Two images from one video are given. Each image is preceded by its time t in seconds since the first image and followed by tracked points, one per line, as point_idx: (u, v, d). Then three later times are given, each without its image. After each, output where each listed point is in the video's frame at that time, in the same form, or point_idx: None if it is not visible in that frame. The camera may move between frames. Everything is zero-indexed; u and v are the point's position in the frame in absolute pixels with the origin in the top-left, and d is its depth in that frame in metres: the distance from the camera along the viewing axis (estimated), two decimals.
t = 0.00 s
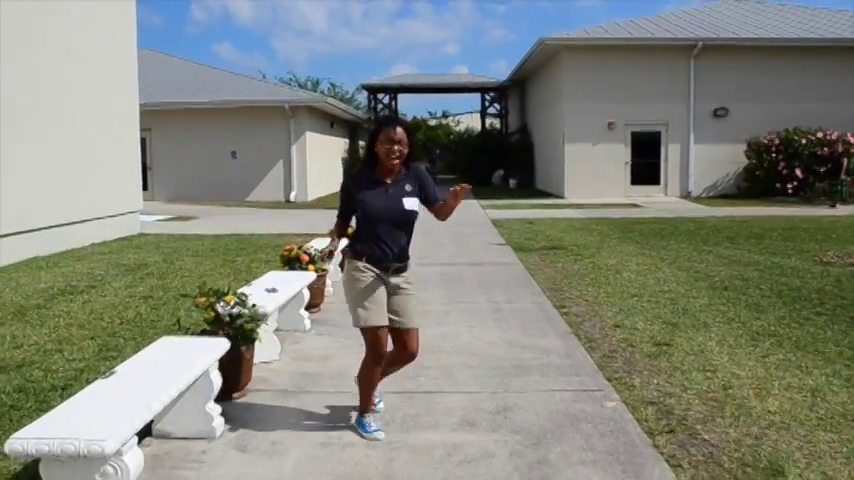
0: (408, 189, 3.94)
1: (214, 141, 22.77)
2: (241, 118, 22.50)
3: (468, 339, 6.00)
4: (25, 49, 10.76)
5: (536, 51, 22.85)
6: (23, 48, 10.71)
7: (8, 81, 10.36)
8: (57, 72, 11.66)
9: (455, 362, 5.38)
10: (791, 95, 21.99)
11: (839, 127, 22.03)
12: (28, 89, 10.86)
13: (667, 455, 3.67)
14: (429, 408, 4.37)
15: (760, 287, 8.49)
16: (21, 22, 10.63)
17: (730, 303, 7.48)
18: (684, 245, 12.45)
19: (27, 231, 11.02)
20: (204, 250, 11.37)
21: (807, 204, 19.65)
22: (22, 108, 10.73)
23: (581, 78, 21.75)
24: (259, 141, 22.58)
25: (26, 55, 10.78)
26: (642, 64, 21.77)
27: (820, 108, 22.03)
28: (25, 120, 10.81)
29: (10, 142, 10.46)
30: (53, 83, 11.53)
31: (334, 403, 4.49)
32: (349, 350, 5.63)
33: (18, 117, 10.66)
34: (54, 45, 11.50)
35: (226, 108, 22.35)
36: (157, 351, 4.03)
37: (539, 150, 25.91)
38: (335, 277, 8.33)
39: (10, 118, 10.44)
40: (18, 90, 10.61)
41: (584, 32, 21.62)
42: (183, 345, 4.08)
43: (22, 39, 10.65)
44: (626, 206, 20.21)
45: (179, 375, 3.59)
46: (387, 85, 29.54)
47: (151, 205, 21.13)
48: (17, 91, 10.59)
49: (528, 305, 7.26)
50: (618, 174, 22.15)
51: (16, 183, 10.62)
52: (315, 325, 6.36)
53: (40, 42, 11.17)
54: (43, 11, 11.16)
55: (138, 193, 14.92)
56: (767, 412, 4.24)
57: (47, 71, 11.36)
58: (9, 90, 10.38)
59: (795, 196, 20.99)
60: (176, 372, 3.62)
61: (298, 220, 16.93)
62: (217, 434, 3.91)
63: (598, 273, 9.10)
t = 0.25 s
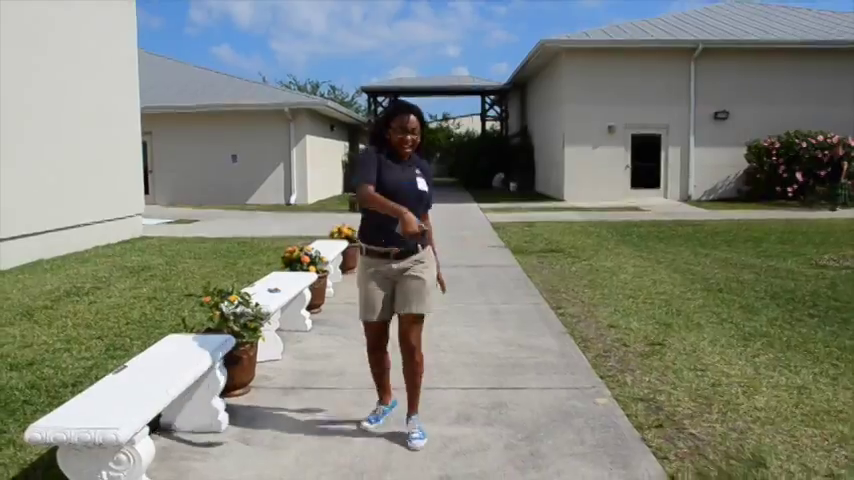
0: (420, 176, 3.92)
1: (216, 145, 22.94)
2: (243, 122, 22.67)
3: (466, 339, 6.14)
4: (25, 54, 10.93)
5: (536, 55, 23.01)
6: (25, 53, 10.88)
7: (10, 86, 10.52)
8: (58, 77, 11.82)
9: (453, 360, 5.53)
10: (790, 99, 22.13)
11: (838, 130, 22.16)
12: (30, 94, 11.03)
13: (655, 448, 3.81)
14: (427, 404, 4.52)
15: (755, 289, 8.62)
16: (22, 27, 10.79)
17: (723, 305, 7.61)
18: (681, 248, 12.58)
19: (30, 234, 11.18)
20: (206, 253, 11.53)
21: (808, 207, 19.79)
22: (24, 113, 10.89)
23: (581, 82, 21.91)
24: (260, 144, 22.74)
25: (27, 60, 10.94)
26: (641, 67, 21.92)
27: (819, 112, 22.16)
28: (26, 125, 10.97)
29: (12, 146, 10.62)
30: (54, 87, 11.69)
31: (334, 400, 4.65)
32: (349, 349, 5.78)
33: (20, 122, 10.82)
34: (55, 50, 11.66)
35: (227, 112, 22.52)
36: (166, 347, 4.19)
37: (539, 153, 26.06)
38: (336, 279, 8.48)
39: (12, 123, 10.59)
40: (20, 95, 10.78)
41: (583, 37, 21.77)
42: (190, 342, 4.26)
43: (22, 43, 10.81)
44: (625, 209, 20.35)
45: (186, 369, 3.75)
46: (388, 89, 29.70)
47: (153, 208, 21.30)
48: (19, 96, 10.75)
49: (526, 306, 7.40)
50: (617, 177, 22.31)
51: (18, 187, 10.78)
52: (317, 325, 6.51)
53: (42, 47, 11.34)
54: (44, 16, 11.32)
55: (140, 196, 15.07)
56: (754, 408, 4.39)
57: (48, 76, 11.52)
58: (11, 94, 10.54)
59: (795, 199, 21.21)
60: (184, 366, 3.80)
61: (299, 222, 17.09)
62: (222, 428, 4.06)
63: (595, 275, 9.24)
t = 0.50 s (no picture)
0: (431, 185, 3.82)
1: (214, 148, 23.04)
2: (241, 125, 22.79)
3: (463, 339, 6.26)
4: (26, 58, 11.05)
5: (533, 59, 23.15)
6: (25, 57, 11.00)
7: (10, 90, 10.64)
8: (58, 81, 11.94)
9: (449, 360, 5.65)
10: (785, 102, 22.30)
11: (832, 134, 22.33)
12: (30, 98, 11.15)
13: (645, 443, 3.94)
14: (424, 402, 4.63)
15: (747, 291, 8.76)
16: (23, 31, 10.91)
17: (716, 306, 7.74)
18: (676, 250, 12.71)
19: (30, 237, 11.30)
20: (205, 255, 11.63)
21: (803, 210, 19.90)
22: (24, 117, 11.01)
23: (577, 85, 22.05)
24: (258, 148, 22.86)
25: (27, 64, 11.06)
26: (637, 71, 22.08)
27: (814, 115, 22.32)
28: (26, 128, 11.08)
29: (12, 149, 10.74)
30: (55, 91, 11.81)
31: (333, 399, 4.76)
32: (348, 350, 5.90)
33: (20, 125, 10.94)
34: (55, 54, 11.78)
35: (226, 115, 22.64)
36: (171, 346, 4.30)
37: (536, 156, 26.20)
38: (335, 282, 8.59)
39: (12, 126, 10.71)
40: (20, 98, 10.90)
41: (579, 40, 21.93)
42: (196, 340, 4.38)
43: (22, 47, 10.92)
44: (621, 212, 20.49)
45: (192, 367, 3.87)
46: (385, 92, 29.83)
47: (152, 211, 21.40)
48: (19, 100, 10.87)
49: (522, 308, 7.52)
50: (614, 180, 22.45)
51: (18, 190, 10.89)
52: (316, 326, 6.62)
53: (42, 51, 11.46)
54: (44, 21, 11.45)
55: (140, 199, 15.18)
56: (741, 405, 4.51)
57: (48, 79, 11.64)
58: (11, 98, 10.66)
59: (790, 202, 21.32)
60: (190, 363, 3.92)
61: (298, 225, 17.20)
62: (224, 426, 4.17)
63: (590, 277, 9.36)
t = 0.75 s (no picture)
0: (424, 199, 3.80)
1: (210, 151, 23.16)
2: (237, 129, 22.92)
3: (458, 338, 6.40)
4: (26, 61, 11.19)
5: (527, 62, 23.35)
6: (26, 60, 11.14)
7: (11, 93, 10.77)
8: (58, 84, 12.08)
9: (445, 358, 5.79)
10: (776, 106, 22.54)
11: (822, 136, 22.59)
12: (30, 101, 11.29)
13: (634, 434, 4.09)
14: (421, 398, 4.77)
15: (737, 290, 8.94)
16: (23, 36, 11.06)
17: (705, 305, 7.91)
18: (669, 251, 12.89)
19: (29, 238, 11.41)
20: (203, 257, 11.75)
21: (793, 212, 20.14)
22: (24, 120, 11.14)
23: (570, 89, 22.24)
24: (254, 152, 22.99)
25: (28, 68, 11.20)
26: (630, 74, 22.29)
27: (804, 118, 22.58)
28: (26, 132, 11.21)
29: (11, 152, 10.86)
30: (54, 94, 11.95)
31: (332, 395, 4.89)
32: (346, 349, 6.03)
33: (19, 128, 11.06)
34: (55, 58, 11.92)
35: (222, 119, 22.76)
36: (175, 344, 4.40)
37: (530, 159, 26.37)
38: (332, 283, 8.73)
39: (12, 130, 10.84)
40: (21, 102, 11.05)
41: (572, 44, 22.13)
42: (199, 337, 4.50)
43: (23, 51, 11.06)
44: (615, 214, 20.66)
45: (196, 363, 3.99)
46: (380, 96, 30.00)
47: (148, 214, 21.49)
48: (19, 103, 11.00)
49: (516, 307, 7.67)
50: (607, 183, 22.63)
51: (17, 192, 11.01)
52: (314, 326, 6.75)
53: (42, 55, 11.61)
54: (44, 25, 11.59)
55: (137, 201, 15.30)
56: (727, 398, 4.68)
57: (48, 83, 11.77)
58: (12, 102, 10.79)
59: (780, 205, 21.37)
60: (194, 359, 4.04)
61: (293, 228, 17.33)
62: (226, 421, 4.30)
63: (583, 278, 9.52)
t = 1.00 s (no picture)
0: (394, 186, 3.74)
1: (206, 153, 23.30)
2: (233, 131, 23.07)
3: (454, 335, 6.57)
4: (27, 65, 11.34)
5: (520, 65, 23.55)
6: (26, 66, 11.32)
7: (12, 99, 10.94)
8: (57, 90, 12.25)
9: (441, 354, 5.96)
10: (767, 108, 22.81)
11: (812, 138, 22.87)
12: (30, 106, 11.46)
13: (624, 424, 4.27)
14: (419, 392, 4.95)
15: (726, 289, 9.15)
16: (24, 40, 11.21)
17: (695, 303, 8.11)
18: (660, 251, 13.10)
19: (29, 240, 11.57)
20: (202, 258, 11.90)
21: (784, 212, 20.41)
22: (24, 124, 11.31)
23: (564, 91, 22.44)
24: (250, 154, 23.14)
25: (29, 72, 11.37)
26: (623, 77, 22.51)
27: (795, 120, 22.84)
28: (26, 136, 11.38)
29: (12, 156, 11.01)
30: (54, 100, 12.12)
31: (334, 389, 5.06)
32: (346, 346, 6.20)
33: (19, 133, 11.22)
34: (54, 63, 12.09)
35: (218, 121, 22.91)
36: (180, 341, 4.51)
37: (524, 161, 26.57)
38: (330, 282, 8.89)
39: (13, 133, 10.99)
40: (21, 107, 11.21)
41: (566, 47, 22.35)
42: (204, 334, 4.62)
43: (23, 55, 11.21)
44: (608, 215, 20.87)
45: (203, 359, 4.10)
46: (375, 98, 30.18)
47: (145, 216, 21.61)
48: (20, 108, 11.17)
49: (510, 306, 7.86)
50: (601, 184, 22.84)
51: (17, 195, 11.18)
52: (314, 324, 6.91)
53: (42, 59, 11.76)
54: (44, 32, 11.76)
55: (135, 203, 15.47)
56: (714, 391, 4.88)
57: (47, 86, 11.93)
58: (12, 107, 10.96)
59: (772, 205, 21.66)
60: (201, 356, 4.15)
61: (290, 229, 17.49)
62: (232, 414, 4.45)
63: (576, 277, 9.71)
